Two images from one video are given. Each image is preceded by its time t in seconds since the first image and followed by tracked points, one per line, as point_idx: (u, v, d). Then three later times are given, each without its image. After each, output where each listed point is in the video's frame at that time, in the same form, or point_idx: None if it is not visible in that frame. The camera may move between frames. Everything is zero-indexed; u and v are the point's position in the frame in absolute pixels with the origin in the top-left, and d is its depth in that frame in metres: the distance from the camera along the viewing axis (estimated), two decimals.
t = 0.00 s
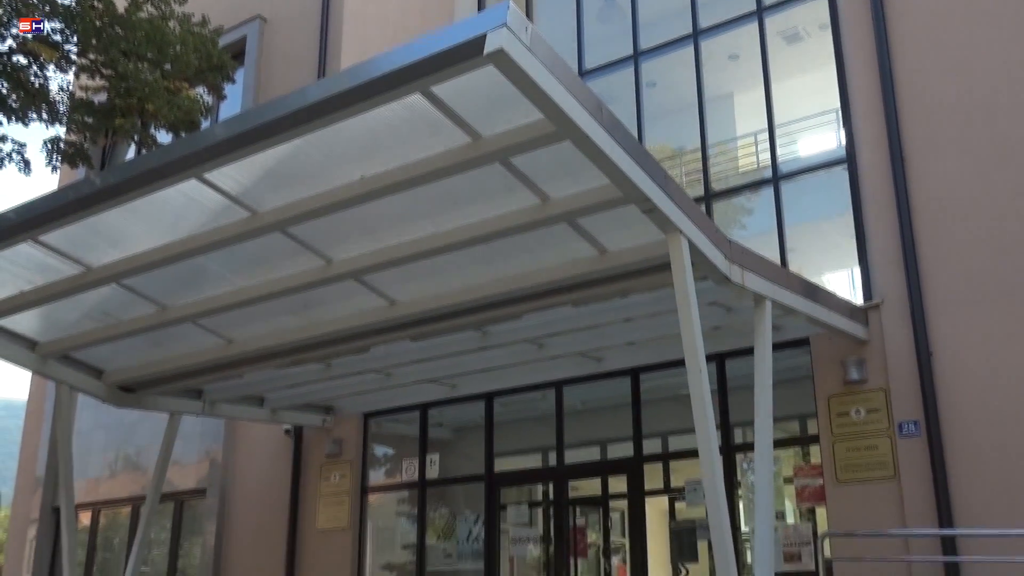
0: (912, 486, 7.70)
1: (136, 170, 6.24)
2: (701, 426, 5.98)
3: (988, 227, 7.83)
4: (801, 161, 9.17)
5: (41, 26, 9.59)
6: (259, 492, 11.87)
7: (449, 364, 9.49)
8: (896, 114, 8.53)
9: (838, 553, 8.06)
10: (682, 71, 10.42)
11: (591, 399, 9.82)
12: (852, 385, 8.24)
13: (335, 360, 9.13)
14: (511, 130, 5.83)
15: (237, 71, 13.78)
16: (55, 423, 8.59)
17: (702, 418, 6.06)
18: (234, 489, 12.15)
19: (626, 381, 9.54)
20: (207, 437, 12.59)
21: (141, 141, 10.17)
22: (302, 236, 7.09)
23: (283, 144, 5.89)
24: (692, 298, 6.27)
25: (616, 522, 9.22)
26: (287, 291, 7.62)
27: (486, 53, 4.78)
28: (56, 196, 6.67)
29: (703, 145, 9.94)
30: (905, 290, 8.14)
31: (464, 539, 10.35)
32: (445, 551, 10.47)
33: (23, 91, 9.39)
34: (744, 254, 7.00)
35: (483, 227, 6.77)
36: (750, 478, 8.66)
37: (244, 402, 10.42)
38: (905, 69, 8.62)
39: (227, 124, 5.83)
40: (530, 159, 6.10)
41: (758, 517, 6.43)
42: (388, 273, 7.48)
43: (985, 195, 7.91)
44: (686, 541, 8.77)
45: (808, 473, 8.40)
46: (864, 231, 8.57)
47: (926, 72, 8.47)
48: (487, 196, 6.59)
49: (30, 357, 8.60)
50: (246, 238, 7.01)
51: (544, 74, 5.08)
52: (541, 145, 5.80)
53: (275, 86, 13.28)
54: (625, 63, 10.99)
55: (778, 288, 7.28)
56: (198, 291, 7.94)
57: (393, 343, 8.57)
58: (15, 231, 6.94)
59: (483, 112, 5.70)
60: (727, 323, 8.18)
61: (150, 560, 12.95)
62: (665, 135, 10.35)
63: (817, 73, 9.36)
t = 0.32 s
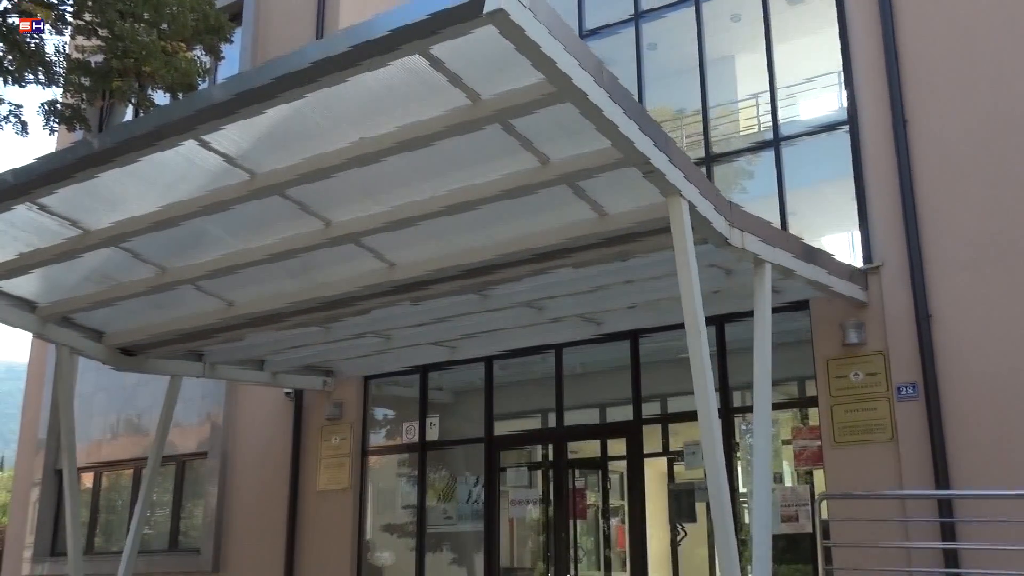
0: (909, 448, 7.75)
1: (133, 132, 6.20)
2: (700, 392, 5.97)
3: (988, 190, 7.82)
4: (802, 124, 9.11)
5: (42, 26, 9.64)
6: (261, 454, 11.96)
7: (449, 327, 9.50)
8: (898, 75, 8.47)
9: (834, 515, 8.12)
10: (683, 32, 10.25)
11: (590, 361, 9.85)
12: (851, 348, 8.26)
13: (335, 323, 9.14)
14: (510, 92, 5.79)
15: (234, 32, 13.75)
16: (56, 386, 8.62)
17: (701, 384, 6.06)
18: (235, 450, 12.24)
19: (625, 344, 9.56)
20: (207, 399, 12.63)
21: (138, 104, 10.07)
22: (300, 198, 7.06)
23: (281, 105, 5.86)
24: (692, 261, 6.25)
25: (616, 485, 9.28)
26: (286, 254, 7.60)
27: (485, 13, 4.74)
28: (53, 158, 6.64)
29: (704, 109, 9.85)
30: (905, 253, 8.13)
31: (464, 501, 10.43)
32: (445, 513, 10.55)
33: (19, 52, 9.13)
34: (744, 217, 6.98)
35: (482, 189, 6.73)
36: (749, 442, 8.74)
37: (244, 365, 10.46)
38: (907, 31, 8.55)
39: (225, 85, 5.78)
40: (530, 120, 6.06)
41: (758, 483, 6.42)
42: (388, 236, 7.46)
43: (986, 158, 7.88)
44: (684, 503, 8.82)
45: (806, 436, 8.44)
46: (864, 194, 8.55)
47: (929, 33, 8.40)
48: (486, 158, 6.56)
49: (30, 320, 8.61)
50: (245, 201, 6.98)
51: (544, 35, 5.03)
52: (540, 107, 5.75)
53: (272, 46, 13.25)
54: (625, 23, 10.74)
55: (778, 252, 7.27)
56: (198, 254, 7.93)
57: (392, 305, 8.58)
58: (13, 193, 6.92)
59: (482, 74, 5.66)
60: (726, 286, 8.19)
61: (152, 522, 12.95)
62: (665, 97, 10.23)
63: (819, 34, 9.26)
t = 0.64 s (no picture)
0: (908, 418, 7.78)
1: (132, 101, 6.17)
2: (698, 358, 5.96)
3: (989, 161, 7.80)
4: (803, 94, 9.03)
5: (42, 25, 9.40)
6: (262, 424, 12.01)
7: (449, 297, 9.50)
8: (900, 45, 8.41)
9: (832, 484, 8.17)
10: None
11: (590, 331, 9.86)
12: (850, 318, 8.27)
13: (335, 293, 9.16)
14: (511, 60, 5.75)
15: None
16: (57, 355, 8.64)
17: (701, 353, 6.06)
18: (236, 420, 12.30)
19: (625, 314, 9.56)
20: (208, 369, 12.67)
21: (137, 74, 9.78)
22: (300, 167, 7.03)
23: (280, 74, 5.83)
24: (692, 230, 6.24)
25: (616, 454, 9.33)
26: (285, 224, 7.58)
27: None
28: (52, 127, 6.61)
29: (705, 78, 9.71)
30: (906, 224, 8.11)
31: (464, 470, 10.48)
32: (445, 482, 10.60)
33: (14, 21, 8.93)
34: (744, 187, 6.95)
35: (482, 159, 6.70)
36: (747, 411, 8.78)
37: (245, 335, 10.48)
38: None
39: (223, 54, 5.74)
40: (530, 88, 6.02)
41: (756, 451, 6.43)
42: (387, 205, 7.44)
43: (988, 129, 7.85)
44: (684, 472, 8.87)
45: (805, 405, 8.46)
46: (865, 164, 8.52)
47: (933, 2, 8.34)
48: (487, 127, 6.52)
49: (30, 290, 8.61)
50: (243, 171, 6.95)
51: (544, 2, 4.99)
52: (540, 75, 5.71)
53: (270, 14, 13.17)
54: None
55: (778, 222, 7.25)
56: (198, 223, 7.91)
57: (393, 275, 8.58)
58: (11, 162, 6.89)
59: (482, 42, 5.62)
60: (727, 257, 8.19)
61: (154, 492, 13.00)
62: (666, 65, 10.07)
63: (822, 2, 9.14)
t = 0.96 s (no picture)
0: (906, 395, 7.81)
1: (131, 77, 6.13)
2: (698, 336, 5.97)
3: (990, 138, 7.78)
4: (805, 70, 8.98)
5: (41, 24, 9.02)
6: (262, 402, 12.05)
7: (449, 275, 9.50)
8: (903, 20, 8.35)
9: (830, 460, 8.20)
10: None
11: (590, 308, 9.86)
12: (850, 295, 8.27)
13: (335, 270, 9.16)
14: (510, 36, 5.71)
15: None
16: (57, 333, 8.65)
17: (700, 330, 6.06)
18: (237, 397, 12.33)
19: (625, 292, 9.57)
20: (207, 346, 12.67)
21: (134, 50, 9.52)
22: (299, 144, 7.00)
23: (279, 50, 5.81)
24: (692, 207, 6.23)
25: (615, 431, 9.38)
26: (284, 201, 7.55)
27: None
28: (50, 104, 6.58)
29: (706, 55, 9.60)
30: (906, 201, 8.10)
31: (464, 447, 10.53)
32: (445, 459, 10.65)
33: None
34: (744, 163, 6.93)
35: (481, 136, 6.66)
36: (746, 388, 8.80)
37: (245, 313, 10.49)
38: None
39: (222, 30, 5.71)
40: (530, 65, 5.99)
41: (754, 429, 6.46)
42: (386, 182, 7.42)
43: (990, 105, 7.82)
44: (683, 448, 8.93)
45: (804, 382, 8.49)
46: (866, 141, 8.49)
47: None
48: (486, 103, 6.49)
49: (30, 268, 8.60)
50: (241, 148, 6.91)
51: None
52: (541, 52, 5.68)
53: None
54: None
55: (778, 199, 7.24)
56: (198, 200, 7.89)
57: (392, 252, 8.58)
58: (9, 139, 6.86)
59: (482, 19, 5.58)
60: (727, 234, 8.19)
61: (155, 469, 13.03)
62: (666, 41, 9.93)
63: None
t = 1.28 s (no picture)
0: (905, 369, 7.82)
1: (128, 50, 6.09)
2: (698, 310, 5.96)
3: (992, 112, 7.74)
4: (807, 44, 8.93)
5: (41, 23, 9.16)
6: (262, 377, 12.08)
7: (449, 249, 9.49)
8: None
9: (829, 434, 8.24)
10: None
11: (590, 283, 9.86)
12: (850, 270, 8.27)
13: (335, 245, 9.15)
14: (510, 8, 5.66)
15: None
16: (57, 307, 8.66)
17: (700, 304, 6.05)
18: (237, 372, 12.36)
19: (625, 267, 9.56)
20: (207, 321, 12.68)
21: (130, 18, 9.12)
22: (298, 118, 6.97)
23: (277, 22, 5.76)
24: (693, 181, 6.20)
25: (615, 406, 9.41)
26: (283, 176, 7.53)
27: None
28: (47, 77, 6.54)
29: (708, 28, 9.53)
30: (907, 175, 8.08)
31: (464, 422, 10.57)
32: (445, 434, 10.69)
33: None
34: (745, 137, 6.89)
35: (481, 110, 6.63)
36: (745, 362, 8.84)
37: (245, 288, 10.49)
38: None
39: (219, 2, 5.65)
40: (530, 37, 5.94)
41: (752, 402, 6.40)
42: (386, 156, 7.39)
43: (992, 79, 7.78)
44: (682, 423, 8.98)
45: (803, 356, 8.51)
46: (868, 115, 8.45)
47: None
48: (486, 77, 6.45)
49: (30, 242, 8.60)
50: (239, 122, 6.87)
51: None
52: (541, 24, 5.63)
53: None
54: None
55: (779, 173, 7.21)
56: (197, 174, 7.87)
57: (392, 227, 8.57)
58: (6, 113, 6.83)
59: None
60: (727, 208, 8.17)
61: (156, 443, 13.07)
62: (667, 14, 9.87)
63: None
